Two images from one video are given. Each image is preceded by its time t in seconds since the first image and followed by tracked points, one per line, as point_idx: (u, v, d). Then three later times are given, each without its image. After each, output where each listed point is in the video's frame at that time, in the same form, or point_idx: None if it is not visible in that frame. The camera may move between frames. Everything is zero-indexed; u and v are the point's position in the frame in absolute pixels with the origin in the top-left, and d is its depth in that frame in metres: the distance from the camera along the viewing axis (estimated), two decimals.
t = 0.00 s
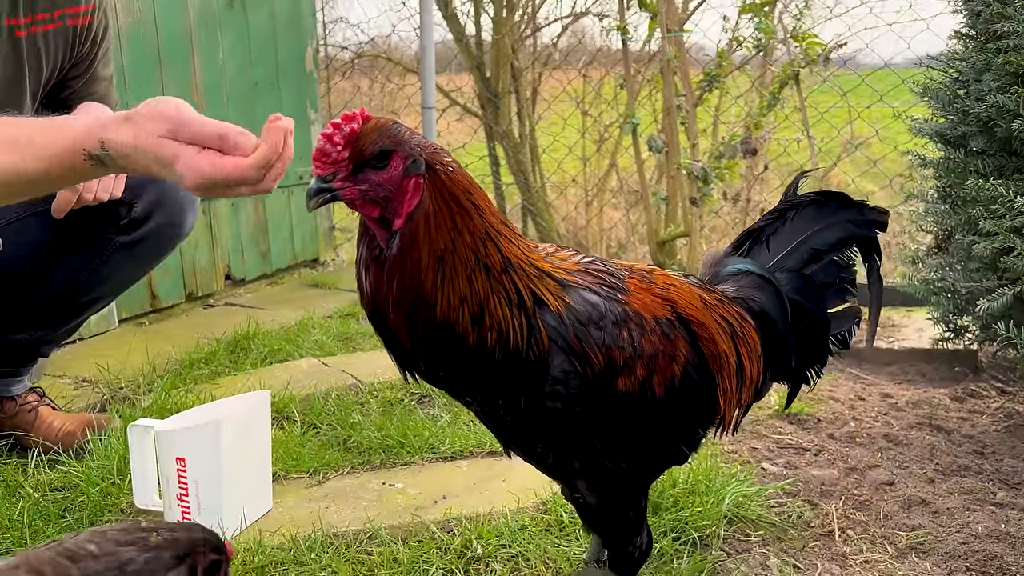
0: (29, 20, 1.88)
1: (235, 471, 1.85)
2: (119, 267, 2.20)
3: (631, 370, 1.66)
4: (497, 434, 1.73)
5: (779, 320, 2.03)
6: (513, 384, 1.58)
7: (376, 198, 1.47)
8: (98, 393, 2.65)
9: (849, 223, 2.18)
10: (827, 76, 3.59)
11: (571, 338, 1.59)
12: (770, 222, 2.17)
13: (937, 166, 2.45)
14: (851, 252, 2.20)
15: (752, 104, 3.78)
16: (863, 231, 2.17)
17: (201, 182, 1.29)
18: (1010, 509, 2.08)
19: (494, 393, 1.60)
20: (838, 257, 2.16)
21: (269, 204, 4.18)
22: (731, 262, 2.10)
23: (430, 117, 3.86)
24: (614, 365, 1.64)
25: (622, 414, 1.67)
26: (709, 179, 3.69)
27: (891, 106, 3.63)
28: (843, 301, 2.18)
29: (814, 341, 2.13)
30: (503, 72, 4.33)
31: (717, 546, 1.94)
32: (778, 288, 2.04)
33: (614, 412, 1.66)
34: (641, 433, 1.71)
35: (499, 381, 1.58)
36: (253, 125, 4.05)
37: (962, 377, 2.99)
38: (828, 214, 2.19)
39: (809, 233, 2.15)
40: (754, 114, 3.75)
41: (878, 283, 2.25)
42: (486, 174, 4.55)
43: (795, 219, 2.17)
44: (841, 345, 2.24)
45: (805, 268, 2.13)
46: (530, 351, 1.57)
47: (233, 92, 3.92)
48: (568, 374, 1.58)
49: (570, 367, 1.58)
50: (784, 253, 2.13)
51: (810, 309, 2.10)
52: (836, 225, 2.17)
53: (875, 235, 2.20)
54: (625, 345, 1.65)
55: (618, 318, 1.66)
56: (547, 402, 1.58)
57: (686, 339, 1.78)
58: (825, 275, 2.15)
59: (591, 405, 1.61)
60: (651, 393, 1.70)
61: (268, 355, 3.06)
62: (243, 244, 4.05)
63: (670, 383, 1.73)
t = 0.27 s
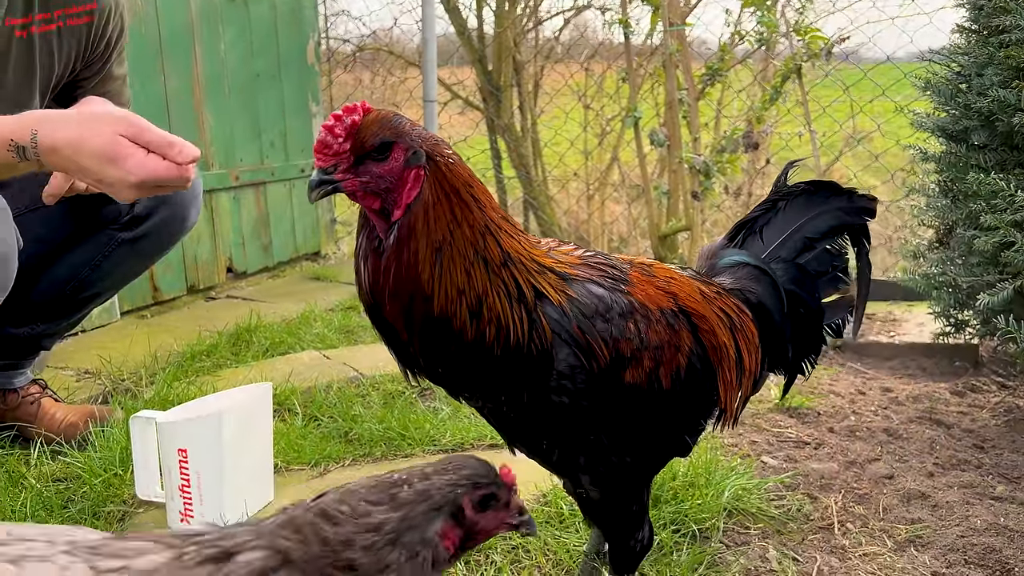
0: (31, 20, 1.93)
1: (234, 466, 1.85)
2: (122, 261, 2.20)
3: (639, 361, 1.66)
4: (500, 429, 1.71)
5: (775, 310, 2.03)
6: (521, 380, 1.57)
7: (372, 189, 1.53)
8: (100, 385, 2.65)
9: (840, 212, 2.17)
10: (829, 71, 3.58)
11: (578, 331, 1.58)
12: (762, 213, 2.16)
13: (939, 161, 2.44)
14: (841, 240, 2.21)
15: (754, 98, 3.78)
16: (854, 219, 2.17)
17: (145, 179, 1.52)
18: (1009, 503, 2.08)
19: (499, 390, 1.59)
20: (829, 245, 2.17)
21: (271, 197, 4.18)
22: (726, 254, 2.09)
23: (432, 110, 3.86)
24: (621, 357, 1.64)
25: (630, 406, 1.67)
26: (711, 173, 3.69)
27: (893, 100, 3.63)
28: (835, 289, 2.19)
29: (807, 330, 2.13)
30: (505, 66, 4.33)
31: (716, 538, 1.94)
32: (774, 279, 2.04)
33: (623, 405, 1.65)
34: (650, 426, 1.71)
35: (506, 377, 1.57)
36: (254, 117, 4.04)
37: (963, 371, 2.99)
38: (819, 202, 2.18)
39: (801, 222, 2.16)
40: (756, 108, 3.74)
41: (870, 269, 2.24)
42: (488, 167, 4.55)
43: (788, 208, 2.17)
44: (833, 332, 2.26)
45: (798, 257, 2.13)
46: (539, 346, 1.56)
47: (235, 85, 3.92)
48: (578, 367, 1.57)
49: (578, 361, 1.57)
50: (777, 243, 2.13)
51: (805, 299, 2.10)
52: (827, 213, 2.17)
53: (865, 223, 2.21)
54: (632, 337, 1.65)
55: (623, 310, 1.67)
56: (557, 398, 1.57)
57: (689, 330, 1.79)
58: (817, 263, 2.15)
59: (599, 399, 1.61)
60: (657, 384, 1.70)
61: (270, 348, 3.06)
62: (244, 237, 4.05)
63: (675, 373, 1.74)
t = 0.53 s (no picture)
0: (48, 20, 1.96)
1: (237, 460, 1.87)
2: (128, 255, 2.21)
3: (641, 354, 1.67)
4: (500, 422, 1.73)
5: (773, 308, 2.03)
6: (523, 370, 1.58)
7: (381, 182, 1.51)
8: (105, 379, 2.67)
9: (839, 210, 2.17)
10: (833, 68, 3.58)
11: (580, 322, 1.59)
12: (762, 211, 2.18)
13: (942, 159, 2.45)
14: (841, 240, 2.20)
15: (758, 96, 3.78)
16: (852, 218, 2.16)
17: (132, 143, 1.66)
18: (1009, 499, 2.09)
19: (500, 380, 1.60)
20: (828, 245, 2.16)
21: (275, 193, 4.19)
22: (725, 252, 2.10)
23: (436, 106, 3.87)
24: (624, 349, 1.65)
25: (632, 398, 1.68)
26: (713, 171, 3.70)
27: (897, 98, 3.62)
28: (835, 289, 2.17)
29: (806, 329, 2.12)
30: (508, 61, 4.34)
31: (717, 534, 1.95)
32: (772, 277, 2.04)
33: (625, 397, 1.66)
34: (652, 418, 1.72)
35: (507, 367, 1.58)
36: (259, 113, 4.06)
37: (965, 369, 3.00)
38: (818, 200, 2.19)
39: (800, 220, 2.16)
40: (759, 105, 3.75)
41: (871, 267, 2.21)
42: (491, 164, 4.56)
43: (787, 207, 2.18)
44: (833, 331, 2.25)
45: (798, 256, 2.13)
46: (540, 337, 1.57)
47: (239, 81, 3.93)
48: (580, 358, 1.58)
49: (579, 352, 1.58)
50: (776, 241, 2.14)
51: (805, 298, 2.10)
52: (827, 211, 2.17)
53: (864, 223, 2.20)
54: (635, 329, 1.66)
55: (626, 302, 1.68)
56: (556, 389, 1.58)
57: (690, 323, 1.80)
58: (817, 262, 2.14)
59: (601, 390, 1.62)
60: (660, 376, 1.71)
61: (274, 343, 3.08)
62: (248, 232, 4.06)
63: (677, 366, 1.75)
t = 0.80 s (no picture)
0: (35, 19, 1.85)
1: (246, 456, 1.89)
2: (138, 255, 2.23)
3: (643, 346, 1.67)
4: (503, 412, 1.75)
5: (779, 312, 2.05)
6: (524, 350, 1.59)
7: (411, 108, 1.59)
8: (115, 374, 2.70)
9: (841, 214, 2.19)
10: (838, 68, 3.59)
11: (581, 305, 1.62)
12: (765, 215, 2.19)
13: (945, 160, 2.46)
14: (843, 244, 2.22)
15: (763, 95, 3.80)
16: (854, 222, 2.19)
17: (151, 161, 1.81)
18: (1010, 498, 2.11)
19: (500, 359, 1.61)
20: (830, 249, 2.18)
21: (282, 191, 4.22)
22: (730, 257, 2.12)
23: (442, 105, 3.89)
24: (627, 339, 1.65)
25: (634, 390, 1.67)
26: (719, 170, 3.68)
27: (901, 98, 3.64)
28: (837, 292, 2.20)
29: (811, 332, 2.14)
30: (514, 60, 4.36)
31: (720, 530, 1.97)
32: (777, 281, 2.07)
33: (627, 390, 1.66)
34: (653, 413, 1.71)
35: (509, 344, 1.60)
36: (267, 111, 4.09)
37: (967, 368, 3.01)
38: (820, 204, 2.21)
39: (804, 225, 2.18)
40: (764, 105, 3.76)
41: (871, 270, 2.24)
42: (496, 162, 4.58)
43: (790, 212, 2.20)
44: (835, 336, 2.27)
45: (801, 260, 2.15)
46: (541, 315, 1.59)
47: (248, 79, 3.96)
48: (579, 339, 1.60)
49: (579, 334, 1.60)
50: (780, 245, 2.16)
51: (809, 302, 2.11)
52: (829, 215, 2.20)
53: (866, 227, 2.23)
54: (637, 321, 1.67)
55: (630, 294, 1.69)
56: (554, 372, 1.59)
57: (692, 322, 1.81)
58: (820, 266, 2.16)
59: (602, 381, 1.62)
60: (661, 370, 1.71)
61: (281, 340, 3.11)
62: (255, 230, 4.09)
63: (678, 362, 1.75)
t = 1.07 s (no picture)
0: (28, 20, 1.79)
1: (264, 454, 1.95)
2: (158, 257, 2.29)
3: (654, 346, 1.71)
4: (517, 406, 1.79)
5: (782, 319, 2.09)
6: (540, 346, 1.64)
7: (433, 122, 1.63)
8: (132, 372, 2.76)
9: (846, 225, 2.20)
10: (844, 73, 3.63)
11: (598, 305, 1.66)
12: (771, 224, 2.22)
13: (949, 166, 2.50)
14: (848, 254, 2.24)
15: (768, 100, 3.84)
16: (859, 234, 2.20)
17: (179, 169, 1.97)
18: (1011, 499, 2.14)
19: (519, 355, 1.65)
20: (835, 259, 2.20)
21: (293, 192, 4.27)
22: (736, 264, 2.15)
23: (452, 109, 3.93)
24: (639, 339, 1.69)
25: (645, 388, 1.71)
26: (725, 173, 3.74)
27: (908, 103, 3.67)
28: (841, 301, 2.23)
29: (814, 339, 2.18)
30: (522, 61, 4.42)
31: (726, 528, 2.01)
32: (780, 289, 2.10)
33: (638, 387, 1.70)
34: (662, 412, 1.75)
35: (527, 341, 1.64)
36: (278, 114, 4.14)
37: (972, 371, 3.05)
38: (825, 215, 2.22)
39: (809, 235, 2.20)
40: (770, 110, 3.80)
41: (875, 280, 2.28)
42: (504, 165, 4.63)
43: (796, 221, 2.22)
44: (839, 343, 2.30)
45: (806, 269, 2.18)
46: (559, 313, 1.64)
47: (259, 82, 4.01)
48: (595, 337, 1.64)
49: (595, 332, 1.64)
50: (785, 254, 2.18)
51: (811, 309, 2.15)
52: (835, 226, 2.21)
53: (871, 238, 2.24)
54: (650, 321, 1.71)
55: (643, 295, 1.73)
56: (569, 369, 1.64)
57: (702, 325, 1.85)
58: (825, 275, 2.19)
59: (616, 376, 1.66)
60: (671, 369, 1.75)
61: (294, 339, 3.16)
62: (267, 231, 4.15)
63: (687, 362, 1.79)
